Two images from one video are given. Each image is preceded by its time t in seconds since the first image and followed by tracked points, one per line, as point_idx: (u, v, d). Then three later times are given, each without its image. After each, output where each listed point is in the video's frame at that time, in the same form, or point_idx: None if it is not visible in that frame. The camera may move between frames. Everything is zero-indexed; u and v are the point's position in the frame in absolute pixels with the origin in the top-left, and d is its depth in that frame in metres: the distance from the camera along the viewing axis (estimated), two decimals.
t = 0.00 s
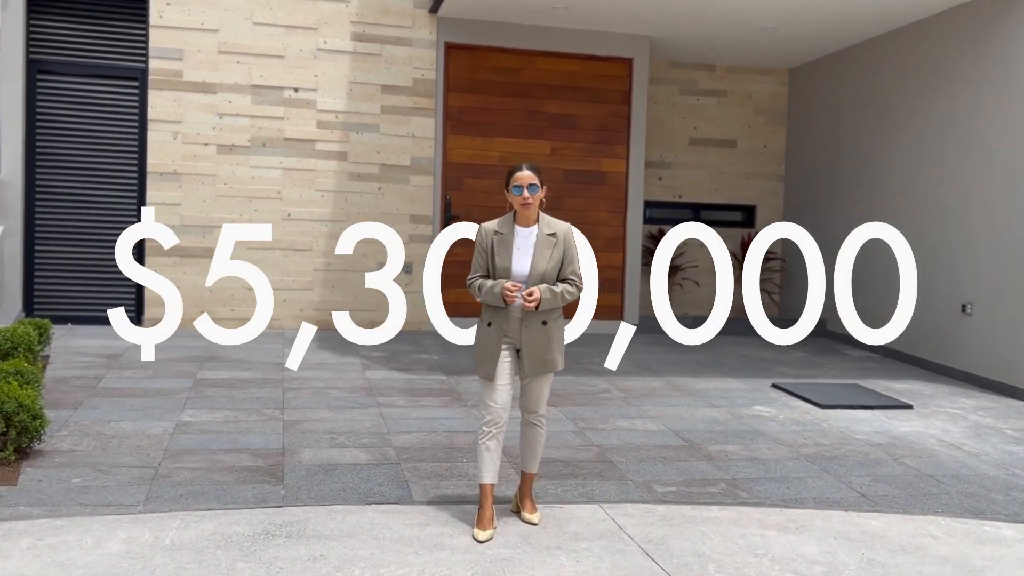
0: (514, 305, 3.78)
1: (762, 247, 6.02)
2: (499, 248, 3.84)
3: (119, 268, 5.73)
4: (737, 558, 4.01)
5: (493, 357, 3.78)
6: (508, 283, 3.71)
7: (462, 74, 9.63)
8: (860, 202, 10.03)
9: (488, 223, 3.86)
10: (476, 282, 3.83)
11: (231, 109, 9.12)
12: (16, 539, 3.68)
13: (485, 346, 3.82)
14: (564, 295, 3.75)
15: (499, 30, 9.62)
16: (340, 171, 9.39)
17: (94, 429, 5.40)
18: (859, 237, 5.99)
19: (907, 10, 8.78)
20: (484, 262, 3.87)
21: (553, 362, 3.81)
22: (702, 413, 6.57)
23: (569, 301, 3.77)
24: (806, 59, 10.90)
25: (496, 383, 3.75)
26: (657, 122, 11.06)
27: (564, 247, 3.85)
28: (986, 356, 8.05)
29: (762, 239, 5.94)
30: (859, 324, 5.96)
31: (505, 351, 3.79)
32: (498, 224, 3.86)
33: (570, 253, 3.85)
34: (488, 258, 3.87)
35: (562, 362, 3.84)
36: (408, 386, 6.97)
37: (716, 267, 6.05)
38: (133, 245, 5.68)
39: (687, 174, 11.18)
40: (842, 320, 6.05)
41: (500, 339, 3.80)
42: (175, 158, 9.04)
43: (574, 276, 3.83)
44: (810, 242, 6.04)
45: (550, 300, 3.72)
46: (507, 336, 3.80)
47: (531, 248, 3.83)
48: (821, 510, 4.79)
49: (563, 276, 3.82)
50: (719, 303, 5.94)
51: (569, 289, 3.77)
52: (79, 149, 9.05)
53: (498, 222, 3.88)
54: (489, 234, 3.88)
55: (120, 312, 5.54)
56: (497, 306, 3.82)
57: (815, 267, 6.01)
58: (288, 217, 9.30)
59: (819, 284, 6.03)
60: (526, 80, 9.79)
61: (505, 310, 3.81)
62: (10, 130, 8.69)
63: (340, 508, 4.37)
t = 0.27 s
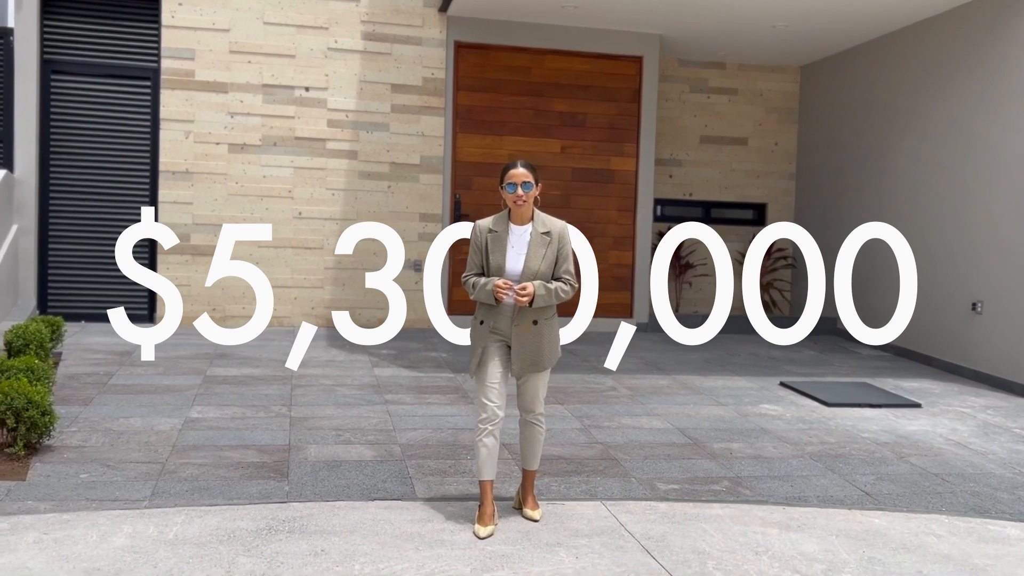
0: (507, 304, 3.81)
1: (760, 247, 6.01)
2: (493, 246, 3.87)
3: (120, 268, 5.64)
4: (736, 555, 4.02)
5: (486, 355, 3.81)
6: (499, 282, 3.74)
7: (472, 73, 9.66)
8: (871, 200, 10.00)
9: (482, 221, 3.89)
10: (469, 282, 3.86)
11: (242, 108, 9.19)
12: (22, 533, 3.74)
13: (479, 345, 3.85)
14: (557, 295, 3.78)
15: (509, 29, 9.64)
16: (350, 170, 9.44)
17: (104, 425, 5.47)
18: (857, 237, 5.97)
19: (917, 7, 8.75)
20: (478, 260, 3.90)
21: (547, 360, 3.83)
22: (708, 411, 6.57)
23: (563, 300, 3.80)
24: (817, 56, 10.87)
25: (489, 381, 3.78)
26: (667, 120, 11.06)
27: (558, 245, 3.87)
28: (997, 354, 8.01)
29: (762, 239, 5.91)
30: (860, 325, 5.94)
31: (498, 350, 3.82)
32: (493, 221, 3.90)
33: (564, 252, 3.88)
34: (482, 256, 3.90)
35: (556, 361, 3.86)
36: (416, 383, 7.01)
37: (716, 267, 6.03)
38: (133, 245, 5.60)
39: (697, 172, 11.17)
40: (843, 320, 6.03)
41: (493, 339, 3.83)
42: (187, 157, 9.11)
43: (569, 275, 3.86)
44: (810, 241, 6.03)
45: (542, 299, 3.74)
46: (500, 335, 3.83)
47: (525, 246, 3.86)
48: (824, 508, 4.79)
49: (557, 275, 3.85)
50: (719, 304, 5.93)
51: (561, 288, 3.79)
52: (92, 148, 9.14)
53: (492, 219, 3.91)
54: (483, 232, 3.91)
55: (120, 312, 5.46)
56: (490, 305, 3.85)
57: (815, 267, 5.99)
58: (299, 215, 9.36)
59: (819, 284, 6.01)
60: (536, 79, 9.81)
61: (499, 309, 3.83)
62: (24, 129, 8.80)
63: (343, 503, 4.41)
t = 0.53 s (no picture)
0: (506, 302, 3.84)
1: (760, 247, 6.06)
2: (493, 244, 3.89)
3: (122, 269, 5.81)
4: (739, 551, 4.03)
5: (487, 353, 3.85)
6: (498, 281, 3.77)
7: (483, 72, 9.69)
8: (884, 198, 9.96)
9: (482, 219, 3.92)
10: (469, 280, 3.89)
11: (256, 107, 9.27)
12: (33, 526, 3.81)
13: (479, 344, 3.88)
14: (556, 293, 3.81)
15: (520, 28, 9.67)
16: (362, 169, 9.50)
17: (116, 421, 5.54)
18: (857, 237, 5.99)
19: (930, 4, 8.71)
20: (478, 258, 3.92)
21: (546, 358, 3.86)
22: (717, 409, 6.58)
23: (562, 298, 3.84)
24: (830, 54, 10.84)
25: (490, 379, 3.82)
26: (679, 118, 11.05)
27: (557, 243, 3.90)
28: (1009, 352, 7.97)
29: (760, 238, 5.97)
30: (858, 323, 5.96)
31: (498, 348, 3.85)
32: (492, 220, 3.92)
33: (563, 250, 3.91)
34: (482, 254, 3.93)
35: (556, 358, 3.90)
36: (426, 380, 7.06)
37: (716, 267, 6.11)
38: (133, 245, 5.75)
39: (709, 170, 11.16)
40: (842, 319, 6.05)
41: (494, 336, 3.87)
42: (201, 156, 9.20)
43: (568, 273, 3.89)
44: (810, 242, 6.09)
45: (541, 297, 3.77)
46: (500, 333, 3.87)
47: (525, 244, 3.89)
48: (830, 506, 4.79)
49: (556, 273, 3.88)
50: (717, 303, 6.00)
51: (560, 286, 3.82)
52: (107, 148, 9.23)
53: (492, 217, 3.93)
54: (483, 231, 3.93)
55: (120, 312, 5.66)
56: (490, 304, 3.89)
57: (814, 267, 6.04)
58: (311, 214, 9.43)
59: (819, 285, 6.04)
60: (548, 77, 9.83)
61: (498, 307, 3.87)
62: (41, 129, 8.92)
63: (350, 498, 4.46)
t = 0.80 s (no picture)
0: (508, 300, 3.88)
1: (760, 247, 6.03)
2: (494, 243, 3.94)
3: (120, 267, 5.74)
4: (742, 548, 4.06)
5: (489, 351, 3.89)
6: (500, 279, 3.81)
7: (495, 71, 9.74)
8: (896, 196, 9.95)
9: (484, 218, 3.96)
10: (471, 279, 3.93)
11: (269, 107, 9.35)
12: (47, 519, 3.89)
13: (481, 342, 3.92)
14: (558, 291, 3.85)
15: (531, 28, 9.71)
16: (375, 168, 9.57)
17: (130, 417, 5.63)
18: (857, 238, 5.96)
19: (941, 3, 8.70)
20: (480, 258, 3.97)
21: (548, 355, 3.91)
22: (725, 407, 6.61)
23: (564, 296, 3.88)
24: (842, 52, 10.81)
25: (493, 376, 3.87)
26: (691, 116, 11.06)
27: (558, 241, 3.95)
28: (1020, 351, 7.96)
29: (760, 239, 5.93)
30: (859, 323, 5.93)
31: (500, 346, 3.90)
32: (494, 219, 3.97)
33: (564, 248, 3.95)
34: (484, 253, 3.97)
35: (557, 354, 3.95)
36: (436, 377, 7.12)
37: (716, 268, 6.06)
38: (132, 245, 5.73)
39: (721, 168, 11.16)
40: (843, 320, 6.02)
41: (496, 335, 3.91)
42: (215, 155, 9.29)
43: (569, 271, 3.94)
44: (810, 242, 6.04)
45: (542, 295, 3.81)
46: (503, 331, 3.91)
47: (526, 242, 3.93)
48: (835, 503, 4.81)
49: (558, 272, 3.92)
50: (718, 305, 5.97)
51: (562, 284, 3.87)
52: (123, 147, 9.34)
53: (494, 216, 3.98)
54: (485, 229, 3.98)
55: (119, 312, 5.60)
56: (492, 302, 3.93)
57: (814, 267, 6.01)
58: (324, 213, 9.51)
59: (819, 284, 6.05)
60: (559, 76, 9.87)
61: (500, 306, 3.91)
62: (58, 129, 8.97)
63: (358, 493, 4.52)
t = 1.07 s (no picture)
0: (506, 297, 3.94)
1: (760, 247, 6.08)
2: (492, 242, 4.01)
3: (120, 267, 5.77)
4: (742, 544, 4.10)
5: (489, 349, 3.95)
6: (498, 276, 3.87)
7: (504, 71, 9.80)
8: (905, 195, 9.95)
9: (482, 217, 4.03)
10: (469, 278, 3.99)
11: (281, 108, 9.45)
12: (59, 512, 3.98)
13: (480, 340, 3.98)
14: (556, 288, 3.90)
15: (541, 28, 9.77)
16: (385, 168, 9.64)
17: (141, 414, 5.72)
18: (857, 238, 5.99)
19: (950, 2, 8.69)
20: (478, 256, 4.04)
21: (547, 353, 3.97)
22: (731, 406, 6.64)
23: (562, 293, 3.93)
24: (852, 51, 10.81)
25: (493, 375, 3.93)
26: (700, 116, 11.08)
27: (555, 239, 4.01)
28: None
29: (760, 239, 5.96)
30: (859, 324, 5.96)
31: (500, 343, 3.95)
32: (492, 217, 4.04)
33: (561, 246, 4.01)
34: (483, 252, 4.04)
35: (556, 352, 4.02)
36: (444, 376, 7.19)
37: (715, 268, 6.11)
38: (132, 245, 5.80)
39: (731, 168, 11.18)
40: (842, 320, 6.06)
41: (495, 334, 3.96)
42: (227, 155, 9.39)
43: (566, 268, 3.99)
44: (810, 242, 6.06)
45: (540, 292, 3.87)
46: (502, 329, 3.96)
47: (524, 240, 4.00)
48: (837, 501, 4.84)
49: (555, 269, 3.97)
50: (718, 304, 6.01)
51: (560, 281, 3.92)
52: (137, 147, 9.45)
53: (492, 215, 4.04)
54: (483, 228, 4.04)
55: (119, 312, 5.65)
56: (491, 300, 3.99)
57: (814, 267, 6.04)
58: (335, 212, 9.59)
59: (819, 284, 6.09)
60: (568, 76, 9.92)
61: (498, 304, 3.96)
62: (73, 129, 9.05)
63: (364, 489, 4.59)
